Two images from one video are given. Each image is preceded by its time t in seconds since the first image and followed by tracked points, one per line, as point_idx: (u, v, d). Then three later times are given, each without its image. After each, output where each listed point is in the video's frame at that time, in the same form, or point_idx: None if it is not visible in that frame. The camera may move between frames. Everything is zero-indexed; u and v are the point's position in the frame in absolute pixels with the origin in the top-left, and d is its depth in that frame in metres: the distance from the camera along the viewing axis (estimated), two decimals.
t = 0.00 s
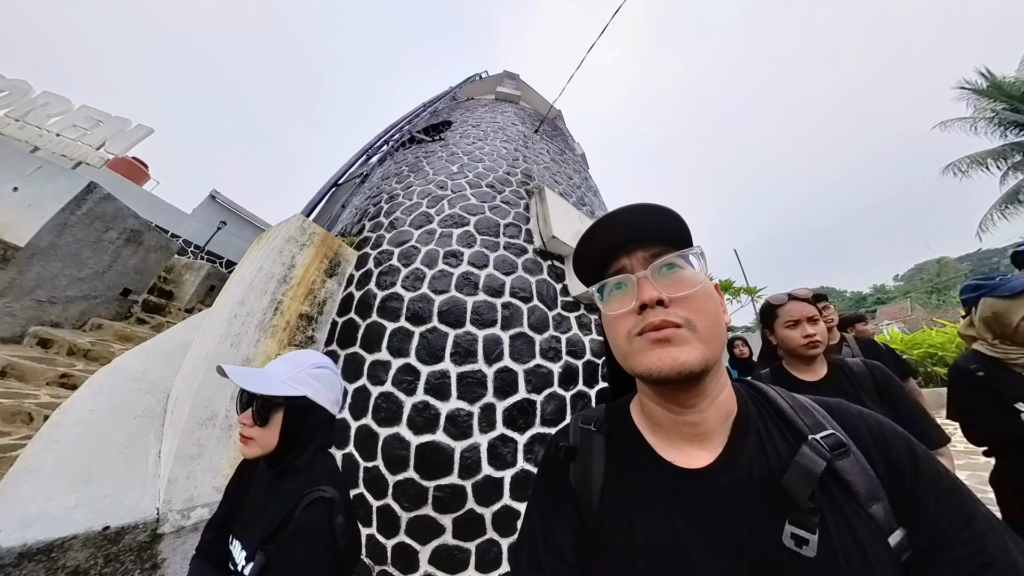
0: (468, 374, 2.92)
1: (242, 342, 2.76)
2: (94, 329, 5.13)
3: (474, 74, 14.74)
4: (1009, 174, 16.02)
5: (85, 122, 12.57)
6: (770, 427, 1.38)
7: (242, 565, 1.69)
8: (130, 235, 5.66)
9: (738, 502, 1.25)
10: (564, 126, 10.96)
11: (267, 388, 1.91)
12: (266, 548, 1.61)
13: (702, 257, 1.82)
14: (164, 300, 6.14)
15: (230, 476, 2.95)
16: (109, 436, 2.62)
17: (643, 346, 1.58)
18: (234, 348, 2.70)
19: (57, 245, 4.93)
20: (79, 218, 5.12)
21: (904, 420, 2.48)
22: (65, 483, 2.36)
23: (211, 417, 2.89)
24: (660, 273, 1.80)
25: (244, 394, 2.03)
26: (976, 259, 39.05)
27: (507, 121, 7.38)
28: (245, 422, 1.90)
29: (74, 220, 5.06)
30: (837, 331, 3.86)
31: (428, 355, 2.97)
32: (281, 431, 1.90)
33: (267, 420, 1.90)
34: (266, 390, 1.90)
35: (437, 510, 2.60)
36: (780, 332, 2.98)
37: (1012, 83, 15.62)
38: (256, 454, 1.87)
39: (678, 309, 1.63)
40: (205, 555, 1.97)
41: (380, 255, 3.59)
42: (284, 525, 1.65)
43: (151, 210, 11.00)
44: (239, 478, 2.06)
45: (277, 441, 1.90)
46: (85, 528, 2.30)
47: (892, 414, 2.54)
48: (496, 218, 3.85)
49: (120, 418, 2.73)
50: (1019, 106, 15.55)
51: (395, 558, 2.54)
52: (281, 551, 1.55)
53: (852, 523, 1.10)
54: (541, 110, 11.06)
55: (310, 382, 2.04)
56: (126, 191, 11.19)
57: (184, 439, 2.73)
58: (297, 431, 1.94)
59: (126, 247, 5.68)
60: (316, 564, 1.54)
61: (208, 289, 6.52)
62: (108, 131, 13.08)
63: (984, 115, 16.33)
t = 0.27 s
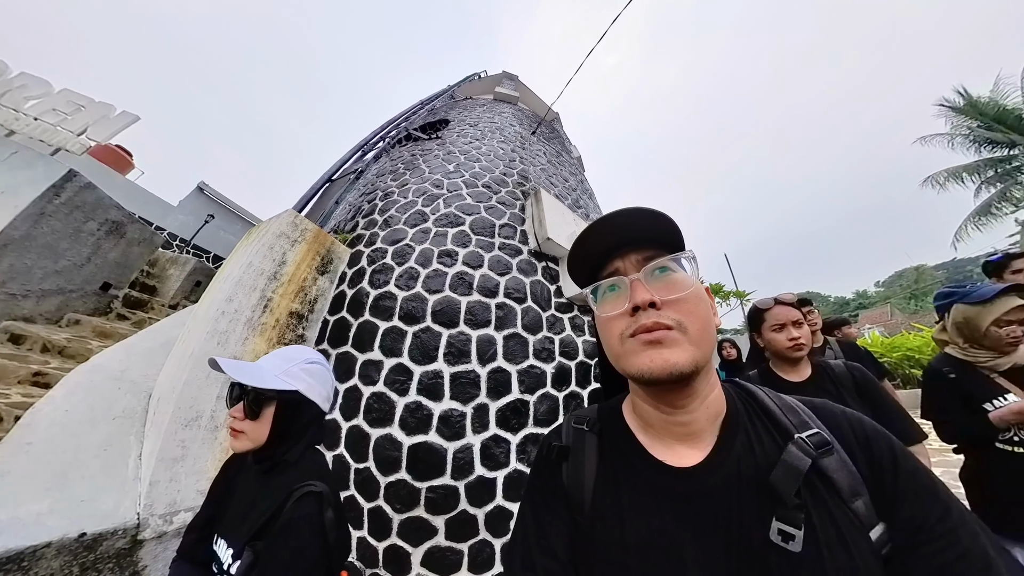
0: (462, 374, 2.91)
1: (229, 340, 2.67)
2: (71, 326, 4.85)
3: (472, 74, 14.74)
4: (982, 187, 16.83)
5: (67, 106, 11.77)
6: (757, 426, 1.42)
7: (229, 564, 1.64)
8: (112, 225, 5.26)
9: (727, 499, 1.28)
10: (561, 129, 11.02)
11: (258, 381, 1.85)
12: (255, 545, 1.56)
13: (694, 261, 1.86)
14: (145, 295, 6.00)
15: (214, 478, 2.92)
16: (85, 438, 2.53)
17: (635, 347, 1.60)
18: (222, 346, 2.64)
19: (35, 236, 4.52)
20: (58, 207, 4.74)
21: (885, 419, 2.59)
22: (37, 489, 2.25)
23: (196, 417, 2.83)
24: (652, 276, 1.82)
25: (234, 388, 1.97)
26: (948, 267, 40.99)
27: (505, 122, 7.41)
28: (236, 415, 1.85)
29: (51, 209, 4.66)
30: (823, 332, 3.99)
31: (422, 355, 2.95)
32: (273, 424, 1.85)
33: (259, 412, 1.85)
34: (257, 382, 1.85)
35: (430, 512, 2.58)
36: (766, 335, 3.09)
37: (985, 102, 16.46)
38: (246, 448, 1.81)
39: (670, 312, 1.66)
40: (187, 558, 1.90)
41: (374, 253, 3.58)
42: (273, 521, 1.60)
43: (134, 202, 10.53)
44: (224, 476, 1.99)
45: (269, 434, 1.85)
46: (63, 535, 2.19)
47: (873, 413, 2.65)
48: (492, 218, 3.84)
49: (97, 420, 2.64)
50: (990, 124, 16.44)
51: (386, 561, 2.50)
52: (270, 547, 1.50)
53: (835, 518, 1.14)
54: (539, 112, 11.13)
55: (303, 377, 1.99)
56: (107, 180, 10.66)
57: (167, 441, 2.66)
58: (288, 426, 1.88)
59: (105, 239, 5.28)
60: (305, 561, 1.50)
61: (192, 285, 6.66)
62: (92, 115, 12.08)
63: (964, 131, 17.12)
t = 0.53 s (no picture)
0: (455, 374, 2.90)
1: (216, 336, 2.70)
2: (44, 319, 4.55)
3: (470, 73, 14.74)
4: (958, 199, 17.60)
5: (46, 89, 11.26)
6: (745, 426, 1.46)
7: (215, 566, 1.59)
8: (93, 215, 5.11)
9: (716, 497, 1.32)
10: (559, 131, 11.08)
11: (249, 379, 1.80)
12: (243, 546, 1.51)
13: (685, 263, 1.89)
14: (127, 289, 5.71)
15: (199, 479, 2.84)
16: (59, 440, 2.43)
17: (627, 348, 1.63)
18: (208, 343, 2.67)
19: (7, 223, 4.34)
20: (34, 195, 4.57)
21: (865, 420, 2.70)
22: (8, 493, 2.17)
23: (181, 418, 2.75)
24: (645, 278, 1.84)
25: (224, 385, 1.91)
26: (924, 275, 42.77)
27: (502, 123, 7.43)
28: (225, 414, 1.79)
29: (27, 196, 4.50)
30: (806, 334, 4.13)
31: (415, 355, 2.94)
32: (263, 423, 1.81)
33: (249, 410, 1.80)
34: (247, 379, 1.80)
35: (422, 513, 2.56)
36: (753, 338, 3.18)
37: (964, 121, 17.31)
38: (234, 447, 1.76)
39: (662, 313, 1.69)
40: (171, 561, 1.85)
41: (367, 251, 3.60)
42: (262, 522, 1.56)
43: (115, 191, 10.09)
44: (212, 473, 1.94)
45: (259, 433, 1.80)
46: (34, 543, 2.14)
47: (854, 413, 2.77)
48: (487, 218, 3.84)
49: (73, 419, 2.52)
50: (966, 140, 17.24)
51: (377, 563, 2.48)
52: (258, 550, 1.45)
53: (819, 514, 1.18)
54: (537, 114, 11.18)
55: (295, 375, 1.93)
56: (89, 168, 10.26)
57: (149, 443, 2.57)
58: (277, 425, 1.84)
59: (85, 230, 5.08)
60: (295, 562, 1.46)
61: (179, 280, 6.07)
62: (73, 98, 11.64)
63: (944, 146, 17.87)
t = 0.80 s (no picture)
0: (448, 374, 2.88)
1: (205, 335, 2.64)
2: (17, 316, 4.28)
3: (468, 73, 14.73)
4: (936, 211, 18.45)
5: (23, 69, 10.35)
6: (734, 426, 1.51)
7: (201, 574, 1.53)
8: (72, 206, 4.63)
9: (707, 495, 1.35)
10: (556, 133, 11.14)
11: (238, 377, 1.75)
12: (233, 552, 1.46)
13: (678, 266, 1.93)
14: (107, 284, 5.46)
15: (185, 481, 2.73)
16: (31, 442, 2.31)
17: (621, 348, 1.65)
18: (195, 341, 2.60)
19: None
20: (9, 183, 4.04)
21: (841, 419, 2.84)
22: None
23: (166, 417, 2.65)
24: (639, 279, 1.88)
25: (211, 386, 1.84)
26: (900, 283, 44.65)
27: (500, 123, 7.45)
28: (213, 414, 1.73)
29: None
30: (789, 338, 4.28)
31: (408, 354, 2.91)
32: (253, 423, 1.75)
33: (238, 411, 1.74)
34: (237, 378, 1.75)
35: (415, 514, 2.53)
36: (742, 341, 3.26)
37: (942, 138, 18.21)
38: (220, 450, 1.69)
39: (656, 314, 1.72)
40: (154, 567, 1.79)
41: (361, 249, 3.54)
42: (252, 527, 1.50)
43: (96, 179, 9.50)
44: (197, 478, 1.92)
45: (248, 435, 1.74)
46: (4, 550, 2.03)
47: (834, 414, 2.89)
48: (483, 218, 3.83)
49: (48, 420, 2.43)
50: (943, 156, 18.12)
51: (368, 565, 2.44)
52: (248, 556, 1.40)
53: (805, 510, 1.23)
54: (535, 115, 11.24)
55: (287, 375, 1.89)
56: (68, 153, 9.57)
57: (130, 443, 2.46)
58: (267, 426, 1.78)
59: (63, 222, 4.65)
60: (286, 568, 1.42)
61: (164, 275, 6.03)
62: (54, 82, 10.67)
63: (924, 161, 18.72)
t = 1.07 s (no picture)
0: (442, 374, 2.87)
1: (194, 333, 2.64)
2: None
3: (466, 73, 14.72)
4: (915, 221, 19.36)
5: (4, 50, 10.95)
6: (721, 425, 1.54)
7: None
8: (50, 195, 3.86)
9: (694, 493, 1.38)
10: (553, 135, 11.19)
11: (228, 375, 1.70)
12: (224, 560, 1.40)
13: (669, 268, 1.97)
14: (86, 277, 5.09)
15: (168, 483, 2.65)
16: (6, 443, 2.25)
17: (613, 349, 1.68)
18: (181, 338, 2.60)
19: None
20: None
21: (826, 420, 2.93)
22: None
23: (150, 417, 2.59)
24: (631, 281, 1.90)
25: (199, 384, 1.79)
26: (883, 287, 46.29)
27: (497, 124, 7.47)
28: (200, 415, 1.68)
29: None
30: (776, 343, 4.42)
31: (401, 354, 2.88)
32: (243, 424, 1.71)
33: (227, 411, 1.69)
34: (226, 376, 1.69)
35: (407, 515, 2.51)
36: (732, 344, 3.35)
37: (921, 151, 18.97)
38: (210, 451, 1.64)
39: (647, 316, 1.74)
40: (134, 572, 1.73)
41: (355, 247, 3.50)
42: (245, 532, 1.46)
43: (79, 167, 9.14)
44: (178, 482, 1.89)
45: (237, 437, 1.69)
46: None
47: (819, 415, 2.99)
48: (479, 219, 3.82)
49: (25, 419, 2.37)
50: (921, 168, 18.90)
51: (358, 568, 2.40)
52: (243, 561, 1.36)
53: (788, 506, 1.27)
54: (533, 117, 11.30)
55: (278, 374, 1.85)
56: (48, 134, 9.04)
57: (113, 444, 2.40)
58: (257, 427, 1.74)
59: None
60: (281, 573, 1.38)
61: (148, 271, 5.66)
62: (32, 63, 11.33)
63: (905, 173, 19.43)
